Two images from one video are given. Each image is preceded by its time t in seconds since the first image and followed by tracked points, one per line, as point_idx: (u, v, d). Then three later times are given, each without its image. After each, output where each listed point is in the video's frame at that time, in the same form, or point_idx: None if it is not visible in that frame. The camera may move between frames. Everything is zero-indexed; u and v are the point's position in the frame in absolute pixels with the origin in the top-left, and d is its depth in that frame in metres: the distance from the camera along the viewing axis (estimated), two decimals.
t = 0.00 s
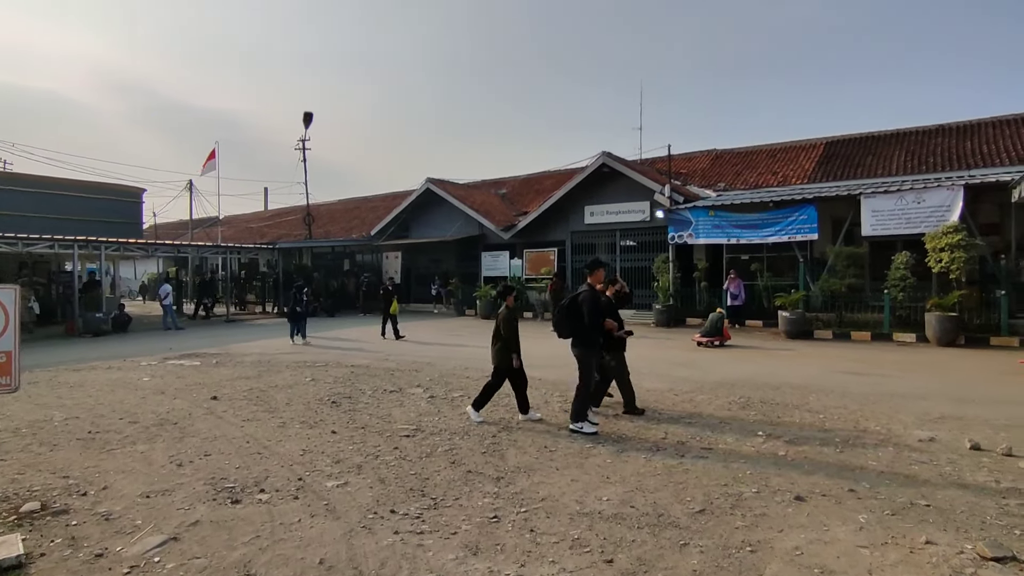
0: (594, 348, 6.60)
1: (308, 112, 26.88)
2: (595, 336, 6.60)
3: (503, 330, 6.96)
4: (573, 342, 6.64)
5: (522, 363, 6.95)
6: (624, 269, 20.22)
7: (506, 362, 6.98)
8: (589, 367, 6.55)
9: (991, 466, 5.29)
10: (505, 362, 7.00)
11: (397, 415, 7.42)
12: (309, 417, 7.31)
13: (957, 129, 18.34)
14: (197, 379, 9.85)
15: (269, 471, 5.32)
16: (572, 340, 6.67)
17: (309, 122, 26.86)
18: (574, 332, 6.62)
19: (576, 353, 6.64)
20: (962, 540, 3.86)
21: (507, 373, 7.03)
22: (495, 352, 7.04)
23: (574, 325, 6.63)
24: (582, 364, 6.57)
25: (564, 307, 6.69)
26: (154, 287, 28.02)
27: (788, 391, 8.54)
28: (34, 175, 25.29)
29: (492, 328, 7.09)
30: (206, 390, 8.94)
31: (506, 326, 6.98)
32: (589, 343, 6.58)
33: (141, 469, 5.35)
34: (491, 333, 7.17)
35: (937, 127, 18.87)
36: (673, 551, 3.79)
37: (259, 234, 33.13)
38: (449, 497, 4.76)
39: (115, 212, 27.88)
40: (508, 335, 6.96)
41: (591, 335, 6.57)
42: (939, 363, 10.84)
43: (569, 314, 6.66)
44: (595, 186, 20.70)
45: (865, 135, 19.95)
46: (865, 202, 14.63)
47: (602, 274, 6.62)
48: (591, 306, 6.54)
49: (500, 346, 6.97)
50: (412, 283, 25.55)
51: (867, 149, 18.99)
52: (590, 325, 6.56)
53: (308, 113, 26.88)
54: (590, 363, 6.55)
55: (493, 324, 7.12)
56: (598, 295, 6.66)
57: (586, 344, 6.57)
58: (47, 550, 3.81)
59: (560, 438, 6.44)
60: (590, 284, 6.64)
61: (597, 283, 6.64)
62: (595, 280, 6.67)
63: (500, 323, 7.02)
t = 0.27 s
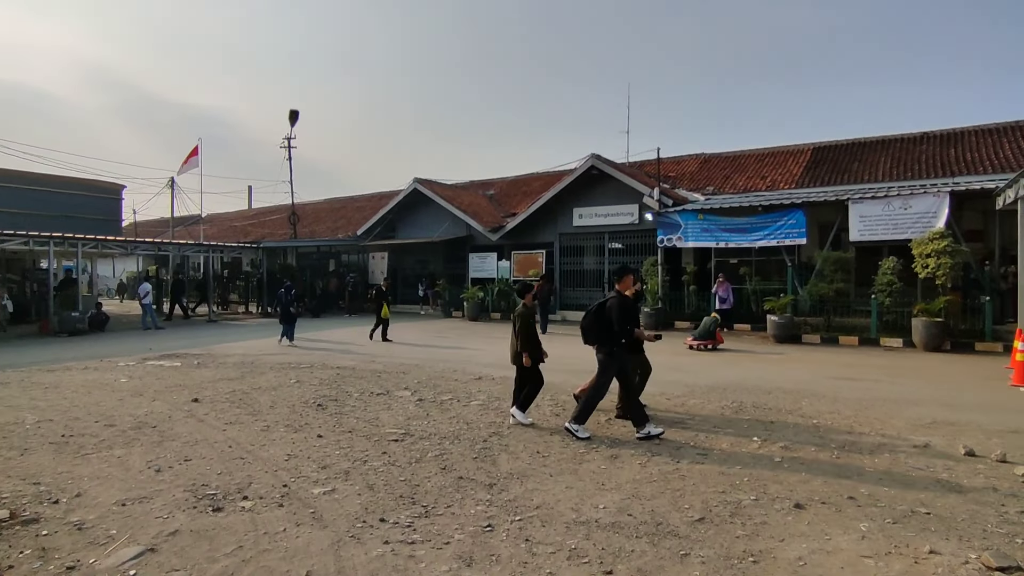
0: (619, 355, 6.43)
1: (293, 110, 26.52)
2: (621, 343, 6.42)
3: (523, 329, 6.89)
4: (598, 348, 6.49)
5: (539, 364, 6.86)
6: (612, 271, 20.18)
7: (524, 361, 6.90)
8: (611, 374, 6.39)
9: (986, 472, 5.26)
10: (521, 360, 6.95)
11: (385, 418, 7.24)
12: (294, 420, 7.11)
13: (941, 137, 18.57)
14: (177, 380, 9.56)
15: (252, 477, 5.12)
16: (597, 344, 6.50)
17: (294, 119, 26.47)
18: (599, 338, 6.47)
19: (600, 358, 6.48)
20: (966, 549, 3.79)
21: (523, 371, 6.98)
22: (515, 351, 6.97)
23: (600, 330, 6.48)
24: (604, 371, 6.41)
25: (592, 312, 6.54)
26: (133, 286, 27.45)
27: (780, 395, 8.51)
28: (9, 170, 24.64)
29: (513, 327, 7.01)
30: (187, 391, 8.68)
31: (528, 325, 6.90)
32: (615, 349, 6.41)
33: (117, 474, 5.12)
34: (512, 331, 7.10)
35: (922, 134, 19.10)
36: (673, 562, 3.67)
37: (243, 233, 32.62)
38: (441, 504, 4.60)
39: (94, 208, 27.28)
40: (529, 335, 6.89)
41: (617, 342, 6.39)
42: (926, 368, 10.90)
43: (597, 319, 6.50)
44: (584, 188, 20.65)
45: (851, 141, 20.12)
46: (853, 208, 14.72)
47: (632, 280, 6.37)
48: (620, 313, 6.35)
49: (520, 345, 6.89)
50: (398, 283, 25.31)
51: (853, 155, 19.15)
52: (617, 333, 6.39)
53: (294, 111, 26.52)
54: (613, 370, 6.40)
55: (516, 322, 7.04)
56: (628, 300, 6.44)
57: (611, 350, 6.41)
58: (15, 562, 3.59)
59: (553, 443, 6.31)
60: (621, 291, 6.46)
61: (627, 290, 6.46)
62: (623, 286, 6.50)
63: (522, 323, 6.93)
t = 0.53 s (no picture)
0: (660, 355, 6.38)
1: (280, 107, 26.13)
2: (658, 342, 6.37)
3: (550, 335, 6.64)
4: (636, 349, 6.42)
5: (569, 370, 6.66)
6: (603, 273, 20.08)
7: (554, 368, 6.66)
8: (656, 375, 6.30)
9: (994, 478, 5.18)
10: (544, 367, 6.72)
11: (378, 422, 7.04)
12: (284, 424, 6.87)
13: (930, 141, 18.71)
14: (159, 382, 9.24)
15: (241, 486, 4.90)
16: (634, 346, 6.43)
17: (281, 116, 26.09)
18: (637, 339, 6.41)
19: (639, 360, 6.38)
20: (984, 559, 3.69)
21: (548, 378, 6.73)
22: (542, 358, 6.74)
23: (636, 331, 6.43)
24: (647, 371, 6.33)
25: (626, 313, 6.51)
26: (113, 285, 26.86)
27: (778, 399, 8.42)
28: None
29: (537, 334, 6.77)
30: (170, 394, 8.39)
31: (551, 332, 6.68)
32: (653, 349, 6.35)
33: (97, 483, 4.87)
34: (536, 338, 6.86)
35: (911, 139, 19.26)
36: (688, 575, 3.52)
37: (227, 231, 32.09)
38: (441, 514, 4.41)
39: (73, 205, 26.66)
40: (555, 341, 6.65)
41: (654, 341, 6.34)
42: (919, 370, 10.91)
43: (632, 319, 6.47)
44: (575, 189, 20.54)
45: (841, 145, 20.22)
46: (845, 210, 14.76)
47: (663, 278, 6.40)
48: (656, 311, 6.35)
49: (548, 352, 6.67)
50: (387, 284, 25.02)
51: (843, 159, 19.24)
52: (655, 331, 6.38)
53: (281, 108, 26.13)
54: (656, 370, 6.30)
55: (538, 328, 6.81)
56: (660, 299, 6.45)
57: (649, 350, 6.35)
58: None
59: (552, 449, 6.14)
60: (652, 289, 6.50)
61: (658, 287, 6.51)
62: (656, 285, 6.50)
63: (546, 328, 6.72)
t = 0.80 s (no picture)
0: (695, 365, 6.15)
1: (270, 113, 25.90)
2: (693, 352, 6.14)
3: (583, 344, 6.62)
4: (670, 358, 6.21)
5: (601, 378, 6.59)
6: (597, 279, 20.00)
7: (584, 378, 6.60)
8: (690, 386, 6.09)
9: (1005, 487, 5.10)
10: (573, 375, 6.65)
11: (375, 434, 6.86)
12: (277, 437, 6.67)
13: (920, 146, 18.84)
14: (147, 393, 8.99)
15: (234, 503, 4.70)
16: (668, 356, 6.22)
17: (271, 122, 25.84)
18: (673, 348, 6.17)
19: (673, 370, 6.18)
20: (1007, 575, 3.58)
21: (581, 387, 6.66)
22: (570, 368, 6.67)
23: (670, 339, 6.22)
24: (681, 383, 6.14)
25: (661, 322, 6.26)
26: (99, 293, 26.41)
27: (780, 406, 8.33)
28: None
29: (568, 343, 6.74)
30: (158, 405, 8.15)
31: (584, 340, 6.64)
32: (687, 359, 6.13)
33: (82, 502, 4.66)
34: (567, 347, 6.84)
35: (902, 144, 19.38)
36: None
37: (216, 238, 31.71)
38: (444, 531, 4.24)
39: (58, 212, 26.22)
40: (586, 349, 6.63)
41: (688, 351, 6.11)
42: (916, 375, 10.88)
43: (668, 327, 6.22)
44: (568, 195, 20.47)
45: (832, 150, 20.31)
46: (839, 215, 14.77)
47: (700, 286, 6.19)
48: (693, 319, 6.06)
49: (578, 361, 6.60)
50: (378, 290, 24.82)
51: (835, 164, 19.32)
52: (691, 340, 6.09)
53: (271, 114, 25.90)
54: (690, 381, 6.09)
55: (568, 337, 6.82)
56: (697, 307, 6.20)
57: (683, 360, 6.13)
58: None
59: (555, 460, 5.99)
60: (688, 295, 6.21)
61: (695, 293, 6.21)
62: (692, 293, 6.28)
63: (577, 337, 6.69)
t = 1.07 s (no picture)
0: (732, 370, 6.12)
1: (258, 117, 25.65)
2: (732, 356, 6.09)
3: (610, 345, 6.53)
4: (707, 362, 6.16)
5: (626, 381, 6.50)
6: (589, 281, 19.91)
7: (610, 380, 6.51)
8: (727, 390, 6.04)
9: (1011, 488, 5.02)
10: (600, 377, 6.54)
11: (367, 442, 6.68)
12: (266, 447, 6.48)
13: (909, 147, 18.94)
14: (131, 403, 8.74)
15: (221, 517, 4.52)
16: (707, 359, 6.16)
17: (259, 126, 25.58)
18: (711, 351, 6.13)
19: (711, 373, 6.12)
20: None
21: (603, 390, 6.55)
22: (595, 370, 6.55)
23: (710, 343, 6.16)
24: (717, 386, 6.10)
25: (699, 325, 6.24)
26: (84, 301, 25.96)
27: (777, 407, 8.24)
28: None
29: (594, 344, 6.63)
30: (142, 416, 7.92)
31: (611, 342, 6.56)
32: (726, 363, 6.08)
33: (61, 519, 4.46)
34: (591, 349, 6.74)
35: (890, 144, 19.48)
36: None
37: (203, 244, 31.32)
38: (441, 543, 4.09)
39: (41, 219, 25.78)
40: (612, 350, 6.53)
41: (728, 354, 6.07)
42: (911, 374, 10.85)
43: (706, 330, 6.20)
44: (560, 197, 20.38)
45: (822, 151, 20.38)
46: (831, 215, 14.78)
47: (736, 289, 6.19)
48: (732, 323, 6.08)
49: (604, 363, 6.50)
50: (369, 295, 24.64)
51: (824, 165, 19.38)
52: (730, 345, 6.07)
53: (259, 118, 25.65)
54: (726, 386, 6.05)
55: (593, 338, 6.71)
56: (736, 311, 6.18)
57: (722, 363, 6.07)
58: None
59: (552, 466, 5.85)
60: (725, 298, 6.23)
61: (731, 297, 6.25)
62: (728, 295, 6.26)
63: (604, 339, 6.59)
